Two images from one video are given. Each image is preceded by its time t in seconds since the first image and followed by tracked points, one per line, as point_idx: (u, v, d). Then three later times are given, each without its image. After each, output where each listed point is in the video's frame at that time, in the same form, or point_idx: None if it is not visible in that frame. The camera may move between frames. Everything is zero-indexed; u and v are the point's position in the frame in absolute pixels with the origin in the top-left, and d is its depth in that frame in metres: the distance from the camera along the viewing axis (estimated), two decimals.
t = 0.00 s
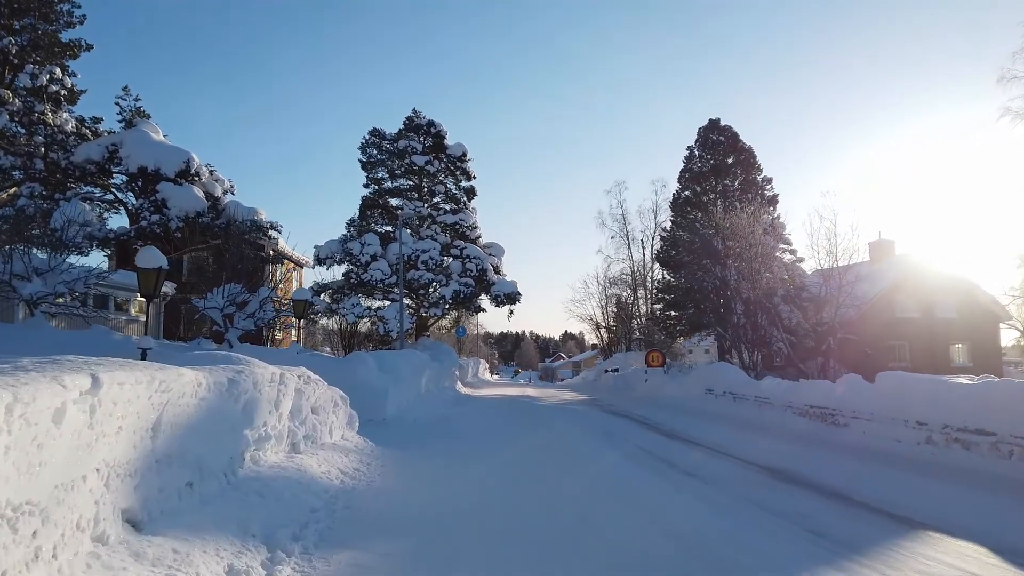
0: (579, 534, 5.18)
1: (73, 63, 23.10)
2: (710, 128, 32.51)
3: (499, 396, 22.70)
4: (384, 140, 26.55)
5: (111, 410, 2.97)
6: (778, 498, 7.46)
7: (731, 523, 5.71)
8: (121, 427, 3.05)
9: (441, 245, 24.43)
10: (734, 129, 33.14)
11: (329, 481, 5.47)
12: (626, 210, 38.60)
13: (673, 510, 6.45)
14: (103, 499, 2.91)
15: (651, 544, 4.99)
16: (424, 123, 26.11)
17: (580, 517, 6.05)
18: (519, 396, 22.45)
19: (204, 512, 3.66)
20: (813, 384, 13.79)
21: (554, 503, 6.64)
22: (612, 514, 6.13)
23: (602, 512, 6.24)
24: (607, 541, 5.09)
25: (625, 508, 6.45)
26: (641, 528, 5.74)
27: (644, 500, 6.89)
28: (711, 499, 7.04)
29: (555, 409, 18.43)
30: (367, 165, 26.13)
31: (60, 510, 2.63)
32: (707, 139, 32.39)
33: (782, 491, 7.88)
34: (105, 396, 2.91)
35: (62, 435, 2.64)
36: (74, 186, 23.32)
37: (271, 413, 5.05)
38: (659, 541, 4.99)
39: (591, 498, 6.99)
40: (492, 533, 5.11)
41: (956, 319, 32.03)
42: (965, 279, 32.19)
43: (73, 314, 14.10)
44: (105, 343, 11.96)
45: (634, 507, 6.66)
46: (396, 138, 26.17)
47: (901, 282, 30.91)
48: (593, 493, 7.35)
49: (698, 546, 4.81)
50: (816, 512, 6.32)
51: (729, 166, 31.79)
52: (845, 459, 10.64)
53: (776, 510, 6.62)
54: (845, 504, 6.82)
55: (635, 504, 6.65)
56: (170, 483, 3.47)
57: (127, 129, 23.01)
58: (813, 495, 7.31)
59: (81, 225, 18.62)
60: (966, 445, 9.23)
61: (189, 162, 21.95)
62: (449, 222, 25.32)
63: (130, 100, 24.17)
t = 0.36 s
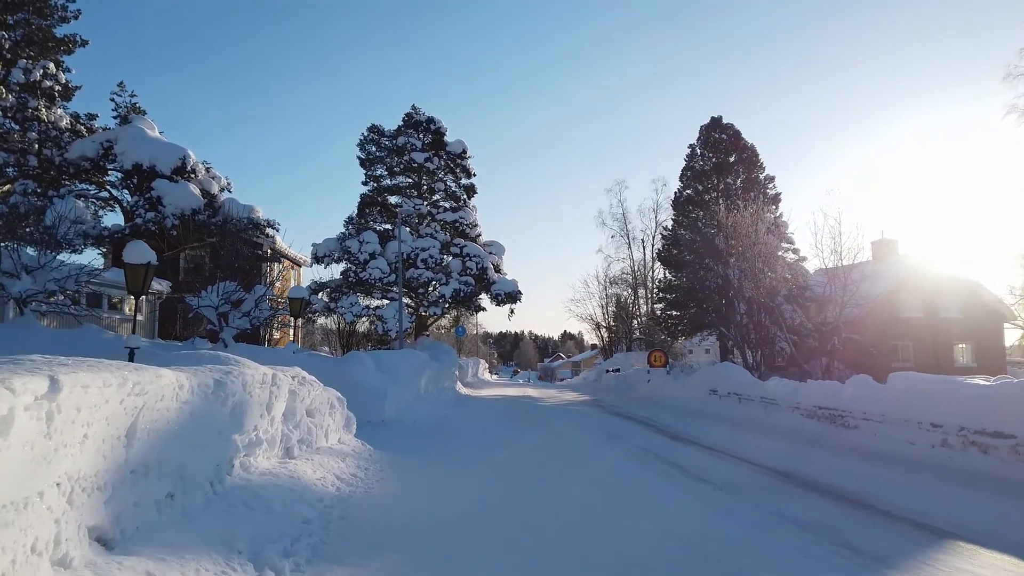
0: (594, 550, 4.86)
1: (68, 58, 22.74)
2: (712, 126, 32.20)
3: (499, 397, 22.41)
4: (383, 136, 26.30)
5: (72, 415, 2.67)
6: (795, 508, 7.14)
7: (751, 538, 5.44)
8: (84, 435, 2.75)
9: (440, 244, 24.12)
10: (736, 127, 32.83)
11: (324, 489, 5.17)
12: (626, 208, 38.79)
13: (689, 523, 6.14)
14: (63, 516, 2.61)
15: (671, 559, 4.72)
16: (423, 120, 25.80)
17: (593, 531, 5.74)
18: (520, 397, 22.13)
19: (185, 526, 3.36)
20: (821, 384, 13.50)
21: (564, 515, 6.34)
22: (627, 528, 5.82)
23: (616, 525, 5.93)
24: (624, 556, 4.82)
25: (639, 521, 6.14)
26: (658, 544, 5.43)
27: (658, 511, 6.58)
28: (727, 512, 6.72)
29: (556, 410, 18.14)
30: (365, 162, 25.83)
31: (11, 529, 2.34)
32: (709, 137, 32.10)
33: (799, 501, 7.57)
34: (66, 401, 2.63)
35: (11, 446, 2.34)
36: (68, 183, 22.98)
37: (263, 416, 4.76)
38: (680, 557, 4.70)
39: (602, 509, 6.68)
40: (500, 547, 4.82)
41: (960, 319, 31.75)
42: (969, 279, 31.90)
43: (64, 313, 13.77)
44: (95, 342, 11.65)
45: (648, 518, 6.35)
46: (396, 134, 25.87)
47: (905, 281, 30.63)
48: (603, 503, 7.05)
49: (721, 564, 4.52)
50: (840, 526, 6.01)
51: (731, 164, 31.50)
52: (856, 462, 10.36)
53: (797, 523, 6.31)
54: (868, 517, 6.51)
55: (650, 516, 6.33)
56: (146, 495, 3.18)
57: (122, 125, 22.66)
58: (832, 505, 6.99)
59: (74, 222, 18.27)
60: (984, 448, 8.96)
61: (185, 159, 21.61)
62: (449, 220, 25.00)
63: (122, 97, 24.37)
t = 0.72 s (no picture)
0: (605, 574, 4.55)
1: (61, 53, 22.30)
2: (713, 124, 31.89)
3: (499, 397, 22.10)
4: (381, 133, 26.00)
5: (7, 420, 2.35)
6: (817, 518, 6.80)
7: (771, 557, 5.13)
8: (23, 443, 2.43)
9: (438, 242, 23.81)
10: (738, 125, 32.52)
11: (312, 495, 4.84)
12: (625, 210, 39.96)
13: (707, 537, 5.80)
14: None
15: None
16: (421, 116, 25.48)
17: (609, 546, 5.40)
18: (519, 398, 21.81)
19: (152, 541, 3.05)
20: (828, 385, 13.21)
21: (578, 528, 5.99)
22: (646, 544, 5.48)
23: (634, 540, 5.58)
24: None
25: (658, 536, 5.79)
26: (673, 560, 5.11)
27: (675, 524, 6.24)
28: (748, 523, 6.37)
29: (556, 411, 17.83)
30: (362, 159, 25.51)
31: None
32: (710, 135, 31.78)
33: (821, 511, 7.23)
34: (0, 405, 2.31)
35: None
36: (60, 180, 22.62)
37: (245, 418, 4.44)
38: None
39: (615, 521, 6.33)
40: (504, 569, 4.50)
41: (963, 318, 31.48)
42: (972, 278, 31.67)
43: (51, 311, 13.43)
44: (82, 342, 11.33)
45: (665, 532, 6.01)
46: (393, 131, 25.55)
47: (907, 280, 30.36)
48: (615, 513, 6.70)
49: None
50: (867, 541, 5.67)
51: (732, 162, 31.19)
52: (866, 465, 10.06)
53: (823, 535, 5.97)
54: (898, 528, 6.17)
55: (668, 530, 5.98)
56: (105, 508, 2.86)
57: (115, 121, 22.30)
58: (857, 517, 6.65)
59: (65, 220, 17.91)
60: (1000, 451, 8.66)
61: (179, 155, 21.26)
62: (448, 217, 24.66)
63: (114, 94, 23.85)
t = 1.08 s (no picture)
0: None
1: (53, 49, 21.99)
2: (715, 121, 31.57)
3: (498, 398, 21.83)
4: (378, 130, 25.67)
5: None
6: (838, 536, 6.52)
7: None
8: None
9: (437, 240, 23.50)
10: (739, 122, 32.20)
11: (298, 508, 4.54)
12: (625, 209, 41.40)
13: (718, 556, 5.54)
14: None
15: None
16: (419, 113, 25.16)
17: (623, 567, 5.13)
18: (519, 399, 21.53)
19: (112, 566, 2.80)
20: (836, 386, 12.94)
21: (588, 549, 5.71)
22: (660, 564, 5.21)
23: (648, 561, 5.30)
24: None
25: (671, 557, 5.54)
26: None
27: (690, 543, 5.98)
28: (765, 543, 6.11)
29: (557, 412, 17.54)
30: (360, 156, 25.19)
31: None
32: (711, 132, 31.47)
33: (838, 525, 6.95)
34: None
35: None
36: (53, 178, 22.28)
37: (227, 427, 4.16)
38: None
39: (626, 539, 6.05)
40: None
41: (966, 318, 31.19)
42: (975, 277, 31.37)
43: (38, 311, 13.12)
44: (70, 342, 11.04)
45: (680, 553, 5.73)
46: (391, 128, 25.23)
47: (910, 279, 30.07)
48: (625, 530, 6.43)
49: None
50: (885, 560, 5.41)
51: (733, 160, 30.90)
52: (877, 469, 9.79)
53: (847, 560, 5.69)
54: (924, 554, 5.89)
55: (682, 550, 5.74)
56: (57, 531, 2.62)
57: (109, 118, 21.96)
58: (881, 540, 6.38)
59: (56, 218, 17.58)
60: (1015, 454, 8.38)
61: (173, 153, 20.93)
62: (446, 216, 24.38)
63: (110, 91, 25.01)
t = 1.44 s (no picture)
0: None
1: (46, 43, 21.71)
2: (716, 119, 31.34)
3: (497, 398, 21.55)
4: (376, 126, 25.38)
5: None
6: (860, 543, 6.22)
7: None
8: None
9: (435, 238, 23.21)
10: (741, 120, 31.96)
11: (287, 516, 4.24)
12: (626, 207, 40.26)
13: (730, 563, 5.28)
14: None
15: None
16: (417, 108, 24.86)
17: (632, 574, 4.88)
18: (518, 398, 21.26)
19: None
20: (842, 385, 12.67)
21: (597, 558, 5.42)
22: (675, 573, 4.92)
23: (662, 570, 5.02)
24: None
25: (680, 565, 5.27)
26: None
27: (703, 551, 5.69)
28: (786, 551, 5.81)
29: (557, 412, 17.29)
30: (357, 153, 24.90)
31: None
32: (712, 130, 31.24)
33: (855, 530, 6.69)
34: None
35: None
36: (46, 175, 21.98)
37: (210, 428, 3.87)
38: None
39: (637, 547, 5.76)
40: None
41: (970, 317, 30.94)
42: (978, 276, 31.14)
43: (27, 308, 12.85)
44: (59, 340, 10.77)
45: (694, 561, 5.44)
46: (388, 124, 24.95)
47: (913, 278, 29.84)
48: (635, 537, 6.13)
49: None
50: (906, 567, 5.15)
51: (734, 158, 30.67)
52: (889, 471, 9.51)
53: (867, 569, 5.42)
54: (954, 565, 5.58)
55: (695, 558, 5.46)
56: (7, 545, 2.38)
57: (103, 113, 21.67)
58: (906, 549, 6.07)
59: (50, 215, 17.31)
60: None
61: (168, 149, 20.63)
62: (445, 213, 24.09)
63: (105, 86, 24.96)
